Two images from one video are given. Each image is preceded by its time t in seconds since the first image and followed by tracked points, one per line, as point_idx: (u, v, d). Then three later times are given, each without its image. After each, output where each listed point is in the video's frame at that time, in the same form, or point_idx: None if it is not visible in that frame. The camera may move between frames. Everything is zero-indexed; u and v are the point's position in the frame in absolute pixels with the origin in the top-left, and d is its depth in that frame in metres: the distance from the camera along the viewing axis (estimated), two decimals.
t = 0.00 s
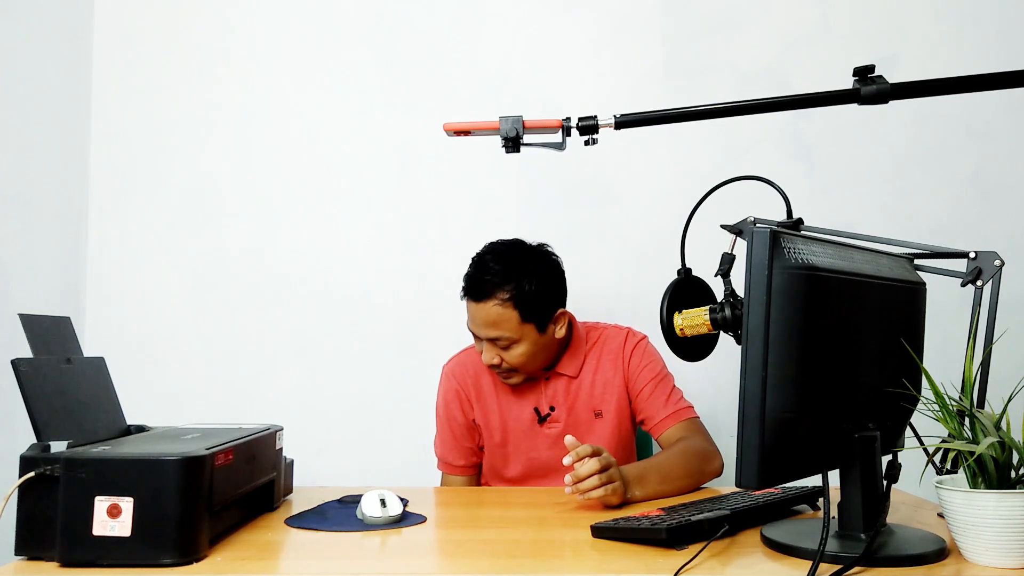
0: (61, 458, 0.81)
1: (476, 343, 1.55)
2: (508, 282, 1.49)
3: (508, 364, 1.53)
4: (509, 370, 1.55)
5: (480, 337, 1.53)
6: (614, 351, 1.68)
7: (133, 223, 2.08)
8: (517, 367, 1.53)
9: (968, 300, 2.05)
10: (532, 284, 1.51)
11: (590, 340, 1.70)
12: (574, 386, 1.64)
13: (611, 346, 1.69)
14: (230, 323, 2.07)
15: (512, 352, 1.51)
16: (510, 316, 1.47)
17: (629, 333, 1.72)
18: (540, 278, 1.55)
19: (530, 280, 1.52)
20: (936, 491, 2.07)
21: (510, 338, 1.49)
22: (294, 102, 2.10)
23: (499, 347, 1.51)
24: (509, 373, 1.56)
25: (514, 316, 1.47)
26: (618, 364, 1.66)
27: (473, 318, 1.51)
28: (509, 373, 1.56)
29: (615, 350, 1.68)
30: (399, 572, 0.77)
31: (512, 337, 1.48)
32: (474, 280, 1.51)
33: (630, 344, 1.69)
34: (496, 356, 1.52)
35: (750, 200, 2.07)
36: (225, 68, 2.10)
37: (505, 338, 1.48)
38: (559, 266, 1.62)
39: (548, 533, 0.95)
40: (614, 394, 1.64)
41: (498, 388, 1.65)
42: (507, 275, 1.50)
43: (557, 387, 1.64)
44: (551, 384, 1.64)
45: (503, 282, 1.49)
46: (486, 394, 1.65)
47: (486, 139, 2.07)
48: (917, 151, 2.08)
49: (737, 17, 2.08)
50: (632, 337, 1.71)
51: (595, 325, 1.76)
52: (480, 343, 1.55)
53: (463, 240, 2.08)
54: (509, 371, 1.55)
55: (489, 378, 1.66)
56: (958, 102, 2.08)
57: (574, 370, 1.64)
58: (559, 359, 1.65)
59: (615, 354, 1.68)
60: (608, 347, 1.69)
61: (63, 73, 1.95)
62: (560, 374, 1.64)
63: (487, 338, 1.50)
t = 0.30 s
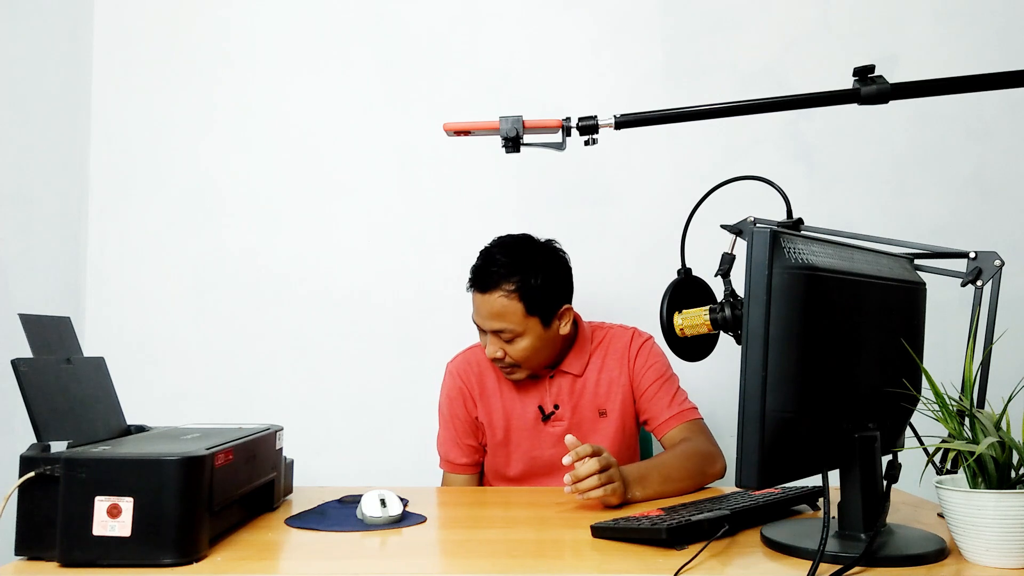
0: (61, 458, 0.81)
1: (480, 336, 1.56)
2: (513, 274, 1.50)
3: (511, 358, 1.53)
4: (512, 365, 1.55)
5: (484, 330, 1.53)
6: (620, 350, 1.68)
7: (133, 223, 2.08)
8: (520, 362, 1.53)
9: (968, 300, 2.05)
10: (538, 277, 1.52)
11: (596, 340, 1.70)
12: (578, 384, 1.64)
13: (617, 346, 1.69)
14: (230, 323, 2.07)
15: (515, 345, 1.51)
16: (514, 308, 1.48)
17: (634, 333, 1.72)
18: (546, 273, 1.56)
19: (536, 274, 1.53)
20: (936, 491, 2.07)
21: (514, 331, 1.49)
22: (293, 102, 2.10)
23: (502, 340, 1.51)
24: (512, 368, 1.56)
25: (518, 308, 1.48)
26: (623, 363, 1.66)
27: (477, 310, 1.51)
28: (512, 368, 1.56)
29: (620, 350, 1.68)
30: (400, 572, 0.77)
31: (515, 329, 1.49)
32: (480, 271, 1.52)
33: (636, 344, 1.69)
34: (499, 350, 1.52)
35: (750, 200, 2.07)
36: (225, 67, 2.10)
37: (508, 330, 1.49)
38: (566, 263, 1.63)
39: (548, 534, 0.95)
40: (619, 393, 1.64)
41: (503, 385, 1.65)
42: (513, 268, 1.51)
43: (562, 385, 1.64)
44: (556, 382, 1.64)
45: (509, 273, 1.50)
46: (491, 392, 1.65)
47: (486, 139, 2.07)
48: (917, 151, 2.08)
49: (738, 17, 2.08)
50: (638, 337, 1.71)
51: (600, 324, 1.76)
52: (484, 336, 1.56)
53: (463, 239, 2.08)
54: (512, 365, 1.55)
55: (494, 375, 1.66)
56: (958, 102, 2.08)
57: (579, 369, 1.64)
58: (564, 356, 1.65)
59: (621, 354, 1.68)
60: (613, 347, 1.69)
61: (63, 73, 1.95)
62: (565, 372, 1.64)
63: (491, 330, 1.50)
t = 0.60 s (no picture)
0: (61, 458, 0.81)
1: (489, 326, 1.57)
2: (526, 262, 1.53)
3: (520, 348, 1.54)
4: (519, 356, 1.55)
5: (493, 318, 1.54)
6: (624, 349, 1.68)
7: (133, 223, 2.08)
8: (528, 353, 1.54)
9: (968, 300, 2.06)
10: (550, 268, 1.55)
11: (600, 338, 1.70)
12: (582, 381, 1.65)
13: (621, 344, 1.69)
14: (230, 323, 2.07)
15: (525, 335, 1.52)
16: (527, 295, 1.50)
17: (638, 332, 1.72)
18: (556, 264, 1.58)
19: (548, 264, 1.56)
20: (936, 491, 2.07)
21: (525, 319, 1.50)
22: (294, 102, 2.10)
23: (511, 329, 1.53)
24: (519, 359, 1.56)
25: (529, 295, 1.50)
26: (627, 362, 1.67)
27: (488, 297, 1.53)
28: (519, 360, 1.56)
29: (624, 348, 1.68)
30: (400, 572, 0.77)
31: (526, 316, 1.50)
32: (492, 259, 1.54)
33: (640, 343, 1.69)
34: (508, 339, 1.53)
35: (750, 200, 2.07)
36: (225, 68, 2.10)
37: (519, 318, 1.50)
38: (577, 257, 1.64)
39: (549, 534, 0.95)
40: (623, 391, 1.65)
41: (506, 380, 1.65)
42: (525, 257, 1.54)
43: (566, 381, 1.64)
44: (560, 378, 1.64)
45: (521, 261, 1.52)
46: (494, 387, 1.65)
47: (486, 139, 2.07)
48: (917, 151, 2.08)
49: (737, 17, 2.08)
50: (642, 336, 1.71)
51: (604, 323, 1.76)
52: (493, 325, 1.57)
53: (463, 240, 2.08)
54: (520, 357, 1.56)
55: (498, 370, 1.67)
56: (958, 102, 2.08)
57: (582, 365, 1.64)
58: (568, 353, 1.66)
59: (625, 352, 1.68)
60: (617, 346, 1.69)
61: (63, 73, 1.95)
62: (569, 368, 1.64)
63: (501, 318, 1.52)
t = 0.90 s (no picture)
0: (61, 458, 0.81)
1: (497, 318, 1.58)
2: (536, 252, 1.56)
3: (527, 340, 1.54)
4: (526, 348, 1.56)
5: (502, 309, 1.56)
6: (626, 348, 1.68)
7: (133, 223, 2.08)
8: (535, 344, 1.55)
9: (968, 300, 2.05)
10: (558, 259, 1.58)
11: (602, 336, 1.70)
12: (584, 379, 1.65)
13: (623, 344, 1.69)
14: (230, 323, 2.07)
15: (533, 325, 1.53)
16: (537, 283, 1.53)
17: (641, 332, 1.72)
18: (564, 258, 1.61)
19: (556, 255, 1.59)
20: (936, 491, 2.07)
21: (535, 307, 1.53)
22: (294, 102, 2.10)
23: (520, 319, 1.54)
24: (525, 353, 1.57)
25: (539, 285, 1.53)
26: (629, 361, 1.67)
27: (498, 286, 1.55)
28: (525, 352, 1.56)
29: (627, 347, 1.68)
30: (400, 572, 0.77)
31: (536, 305, 1.53)
32: (502, 250, 1.57)
33: (642, 342, 1.69)
34: (516, 329, 1.54)
35: (750, 200, 2.07)
36: (225, 68, 2.10)
37: (529, 306, 1.52)
38: (584, 251, 1.67)
39: (549, 534, 0.95)
40: (624, 390, 1.65)
41: (508, 378, 1.66)
42: (535, 248, 1.57)
43: (568, 379, 1.64)
44: (563, 376, 1.64)
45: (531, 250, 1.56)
46: (495, 384, 1.66)
47: (486, 139, 2.07)
48: (917, 151, 2.08)
49: (737, 17, 2.08)
50: (644, 336, 1.71)
51: (606, 322, 1.76)
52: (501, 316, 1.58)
53: (463, 239, 2.08)
54: (526, 349, 1.56)
55: (499, 368, 1.67)
56: (958, 102, 2.08)
57: (584, 363, 1.65)
58: (571, 351, 1.66)
59: (627, 352, 1.68)
60: (619, 345, 1.69)
61: (64, 73, 1.95)
62: (572, 367, 1.65)
63: (510, 307, 1.54)
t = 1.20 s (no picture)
0: (61, 458, 0.81)
1: (528, 291, 1.60)
2: (567, 224, 1.65)
3: (562, 308, 1.57)
4: (560, 319, 1.57)
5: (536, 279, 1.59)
6: (627, 349, 1.68)
7: (133, 223, 2.08)
8: (570, 313, 1.57)
9: (968, 300, 2.06)
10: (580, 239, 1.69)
11: (602, 336, 1.70)
12: (584, 378, 1.65)
13: (623, 344, 1.69)
14: (230, 323, 2.07)
15: (569, 292, 1.58)
16: (572, 252, 1.62)
17: (641, 332, 1.72)
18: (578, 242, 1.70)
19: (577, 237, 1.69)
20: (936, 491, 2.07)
21: (571, 273, 1.59)
22: (294, 102, 2.10)
23: (555, 288, 1.58)
24: (558, 325, 1.57)
25: (573, 253, 1.62)
26: (629, 361, 1.67)
27: (533, 255, 1.60)
28: (558, 324, 1.57)
29: (627, 347, 1.69)
30: (400, 572, 0.77)
31: (573, 270, 1.59)
32: (526, 227, 1.64)
33: (642, 343, 1.70)
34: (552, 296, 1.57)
35: (750, 200, 2.07)
36: (224, 68, 2.10)
37: (567, 271, 1.59)
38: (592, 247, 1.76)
39: (548, 534, 0.95)
40: (625, 390, 1.65)
41: (507, 377, 1.66)
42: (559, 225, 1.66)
43: (569, 378, 1.65)
44: (564, 374, 1.65)
45: (561, 223, 1.65)
46: (493, 383, 1.66)
47: (486, 139, 2.07)
48: (917, 151, 2.08)
49: (737, 17, 2.08)
50: (645, 336, 1.72)
51: (607, 322, 1.77)
52: (531, 290, 1.60)
53: (463, 239, 2.08)
54: (559, 321, 1.57)
55: (499, 366, 1.67)
56: (958, 102, 2.08)
57: (586, 361, 1.65)
58: (574, 348, 1.66)
59: (627, 352, 1.68)
60: (620, 345, 1.69)
61: (64, 73, 1.95)
62: (574, 365, 1.65)
63: (548, 274, 1.58)
